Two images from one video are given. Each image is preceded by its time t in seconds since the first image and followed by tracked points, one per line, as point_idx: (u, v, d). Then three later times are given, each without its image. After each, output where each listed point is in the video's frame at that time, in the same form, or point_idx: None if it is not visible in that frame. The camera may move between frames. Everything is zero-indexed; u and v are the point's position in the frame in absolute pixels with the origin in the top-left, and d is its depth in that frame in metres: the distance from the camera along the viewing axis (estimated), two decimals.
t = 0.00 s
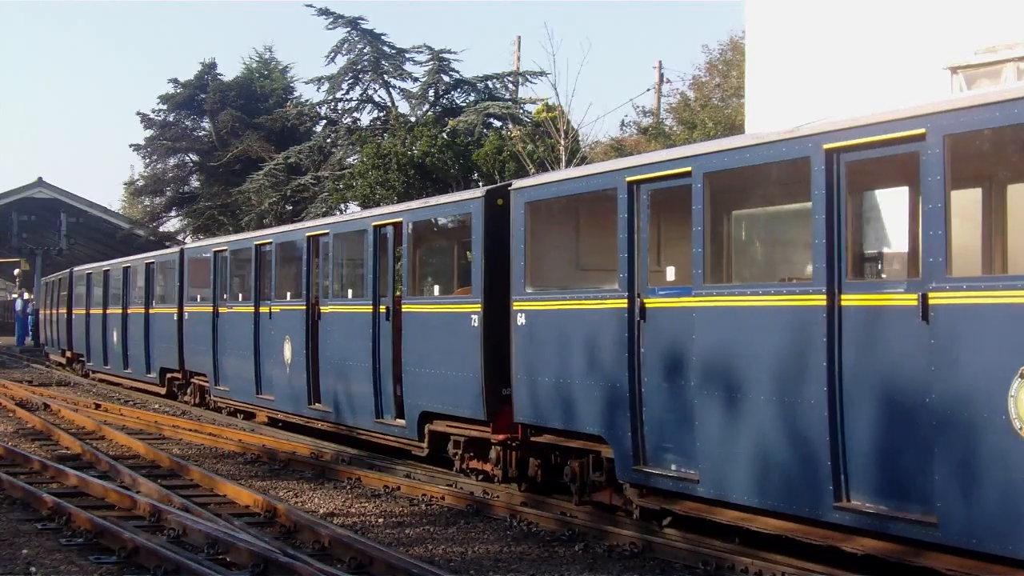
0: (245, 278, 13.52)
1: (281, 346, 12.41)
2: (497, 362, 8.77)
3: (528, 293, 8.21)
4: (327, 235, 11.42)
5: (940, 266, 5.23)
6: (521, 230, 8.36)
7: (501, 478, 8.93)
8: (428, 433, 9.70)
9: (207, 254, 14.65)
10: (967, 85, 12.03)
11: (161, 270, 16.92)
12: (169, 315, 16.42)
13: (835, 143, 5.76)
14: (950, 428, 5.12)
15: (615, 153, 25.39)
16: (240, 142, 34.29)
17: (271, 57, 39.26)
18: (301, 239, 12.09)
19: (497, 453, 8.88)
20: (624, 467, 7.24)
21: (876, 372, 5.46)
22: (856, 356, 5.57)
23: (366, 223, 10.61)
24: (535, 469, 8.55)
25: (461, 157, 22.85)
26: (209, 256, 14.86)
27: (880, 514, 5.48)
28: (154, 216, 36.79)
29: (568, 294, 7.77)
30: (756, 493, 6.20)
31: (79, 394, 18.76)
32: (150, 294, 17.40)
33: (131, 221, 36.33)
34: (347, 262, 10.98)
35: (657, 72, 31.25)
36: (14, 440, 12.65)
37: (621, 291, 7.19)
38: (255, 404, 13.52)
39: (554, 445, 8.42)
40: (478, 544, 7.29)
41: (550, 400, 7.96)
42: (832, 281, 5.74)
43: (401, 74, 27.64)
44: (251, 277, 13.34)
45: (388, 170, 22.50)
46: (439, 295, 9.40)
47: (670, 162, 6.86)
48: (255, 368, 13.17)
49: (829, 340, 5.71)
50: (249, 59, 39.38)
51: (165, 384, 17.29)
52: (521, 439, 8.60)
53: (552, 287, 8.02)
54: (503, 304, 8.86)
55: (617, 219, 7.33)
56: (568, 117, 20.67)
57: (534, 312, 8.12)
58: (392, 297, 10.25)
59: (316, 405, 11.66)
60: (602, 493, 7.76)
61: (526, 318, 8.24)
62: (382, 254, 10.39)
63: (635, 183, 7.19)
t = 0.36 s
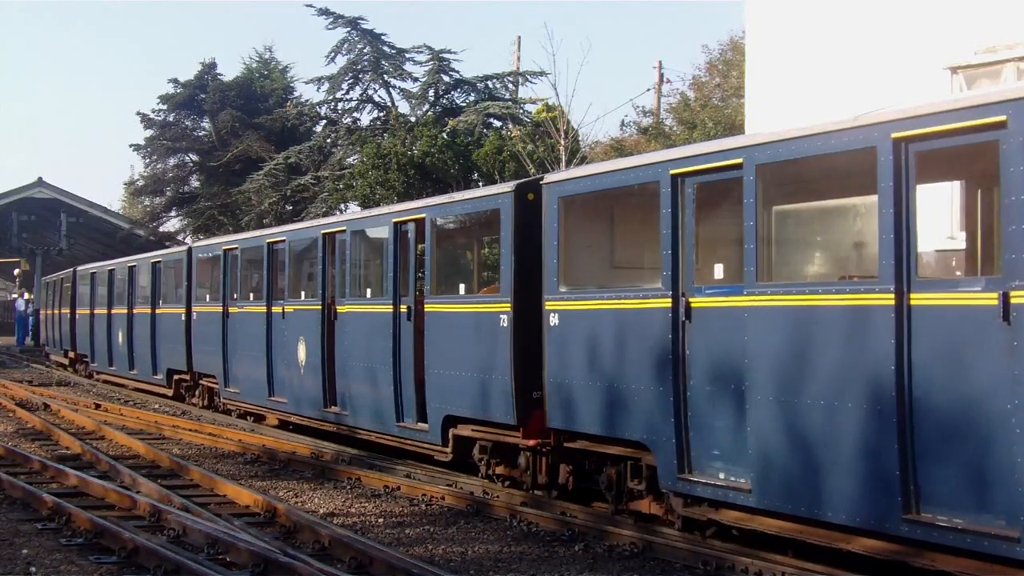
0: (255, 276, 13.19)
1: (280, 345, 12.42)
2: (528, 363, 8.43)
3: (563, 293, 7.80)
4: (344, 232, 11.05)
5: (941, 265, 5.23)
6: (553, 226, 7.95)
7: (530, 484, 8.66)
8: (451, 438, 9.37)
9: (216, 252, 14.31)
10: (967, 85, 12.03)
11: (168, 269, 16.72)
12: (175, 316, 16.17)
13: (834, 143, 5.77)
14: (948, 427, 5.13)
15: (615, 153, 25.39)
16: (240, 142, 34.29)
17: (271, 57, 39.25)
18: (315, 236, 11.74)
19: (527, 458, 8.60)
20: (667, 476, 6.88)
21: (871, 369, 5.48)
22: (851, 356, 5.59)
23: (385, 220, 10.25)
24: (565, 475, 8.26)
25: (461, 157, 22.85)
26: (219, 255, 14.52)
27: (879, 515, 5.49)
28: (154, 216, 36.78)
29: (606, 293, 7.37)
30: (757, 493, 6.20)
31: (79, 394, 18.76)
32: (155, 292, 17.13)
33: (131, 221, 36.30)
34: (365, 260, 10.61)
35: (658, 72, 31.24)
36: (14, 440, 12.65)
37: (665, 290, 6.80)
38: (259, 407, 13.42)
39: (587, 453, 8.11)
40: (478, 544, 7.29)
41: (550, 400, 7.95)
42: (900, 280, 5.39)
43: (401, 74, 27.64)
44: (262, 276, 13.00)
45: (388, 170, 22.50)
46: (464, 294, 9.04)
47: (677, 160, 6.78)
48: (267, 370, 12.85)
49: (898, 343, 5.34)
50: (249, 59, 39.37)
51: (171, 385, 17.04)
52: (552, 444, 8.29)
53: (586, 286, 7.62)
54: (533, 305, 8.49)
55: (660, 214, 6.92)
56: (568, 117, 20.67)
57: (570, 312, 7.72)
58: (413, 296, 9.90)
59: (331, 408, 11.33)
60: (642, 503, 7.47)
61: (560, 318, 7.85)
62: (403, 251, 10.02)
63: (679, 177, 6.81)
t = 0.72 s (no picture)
0: (266, 275, 12.83)
1: (280, 346, 12.43)
2: (558, 365, 8.06)
3: (597, 292, 7.44)
4: (361, 230, 10.71)
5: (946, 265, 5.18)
6: (586, 223, 7.62)
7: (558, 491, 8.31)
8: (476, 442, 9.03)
9: (226, 250, 13.93)
10: (967, 85, 12.04)
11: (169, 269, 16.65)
12: (182, 316, 15.87)
13: (833, 143, 5.78)
14: (946, 426, 5.13)
15: (615, 153, 25.40)
16: (240, 142, 34.30)
17: (271, 57, 39.23)
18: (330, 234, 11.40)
19: (555, 464, 8.23)
20: (710, 484, 6.50)
21: (870, 369, 5.49)
22: (849, 356, 5.60)
23: (405, 217, 9.92)
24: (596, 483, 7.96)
25: (461, 157, 22.86)
26: (228, 253, 14.16)
27: (879, 514, 5.49)
28: (154, 216, 36.77)
29: (643, 292, 7.02)
30: (757, 492, 6.20)
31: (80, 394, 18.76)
32: (161, 291, 16.89)
33: (131, 221, 36.27)
34: (383, 257, 10.27)
35: (658, 72, 31.26)
36: (14, 440, 12.65)
37: (708, 289, 6.47)
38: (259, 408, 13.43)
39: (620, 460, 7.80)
40: (478, 544, 7.29)
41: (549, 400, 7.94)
42: (970, 278, 5.07)
43: (401, 74, 27.64)
44: (274, 276, 12.63)
45: (388, 170, 22.50)
46: (490, 292, 8.64)
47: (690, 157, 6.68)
48: (279, 372, 12.51)
49: (969, 343, 5.03)
50: (249, 59, 39.36)
51: (179, 386, 16.76)
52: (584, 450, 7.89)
53: (620, 285, 7.27)
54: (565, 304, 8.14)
55: (704, 209, 6.57)
56: (568, 117, 20.68)
57: (604, 312, 7.37)
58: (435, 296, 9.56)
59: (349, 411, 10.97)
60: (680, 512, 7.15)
61: (593, 318, 7.50)
62: (424, 248, 9.70)
63: (724, 170, 6.49)
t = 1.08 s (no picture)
0: (280, 270, 12.51)
1: (280, 346, 12.46)
2: (593, 367, 7.70)
3: (638, 291, 7.07)
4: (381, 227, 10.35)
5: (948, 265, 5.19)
6: (626, 218, 7.23)
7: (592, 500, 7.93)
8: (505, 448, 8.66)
9: (236, 249, 13.62)
10: (967, 85, 12.04)
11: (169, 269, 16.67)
12: (183, 316, 15.87)
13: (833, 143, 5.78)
14: (946, 427, 5.14)
15: (615, 153, 25.39)
16: (240, 142, 34.30)
17: (271, 57, 39.21)
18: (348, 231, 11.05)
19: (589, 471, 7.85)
20: (764, 494, 6.15)
21: (870, 369, 5.49)
22: (850, 356, 5.59)
23: (427, 212, 9.54)
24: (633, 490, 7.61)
25: (461, 157, 22.85)
26: (239, 252, 13.86)
27: (879, 515, 5.48)
28: (154, 216, 36.75)
29: (690, 291, 6.66)
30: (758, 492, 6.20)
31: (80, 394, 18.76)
32: (168, 292, 16.58)
33: (131, 221, 36.22)
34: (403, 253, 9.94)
35: (658, 72, 31.25)
36: (14, 440, 12.64)
37: (763, 288, 6.11)
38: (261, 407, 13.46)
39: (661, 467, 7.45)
40: (478, 544, 7.29)
41: (549, 400, 7.95)
42: None
43: (401, 74, 27.64)
44: (288, 274, 12.30)
45: (388, 170, 22.49)
46: (518, 292, 8.32)
47: (708, 156, 6.58)
48: (293, 374, 12.19)
49: (968, 342, 5.03)
50: (249, 59, 39.34)
51: (186, 389, 16.38)
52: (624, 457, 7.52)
53: (663, 284, 6.91)
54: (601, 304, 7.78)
55: (758, 203, 6.21)
56: (568, 117, 20.68)
57: (644, 312, 7.01)
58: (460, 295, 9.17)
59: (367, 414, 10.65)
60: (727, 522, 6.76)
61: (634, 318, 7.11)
62: (447, 244, 9.33)
63: (778, 162, 6.13)
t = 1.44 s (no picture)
0: (295, 269, 12.24)
1: (281, 347, 12.47)
2: (634, 369, 7.35)
3: (684, 290, 6.71)
4: (403, 224, 10.01)
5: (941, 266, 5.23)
6: (670, 212, 6.86)
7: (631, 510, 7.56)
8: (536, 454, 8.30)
9: (247, 247, 13.38)
10: (967, 85, 12.04)
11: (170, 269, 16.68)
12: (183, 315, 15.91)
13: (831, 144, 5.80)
14: (948, 427, 5.13)
15: (615, 153, 25.38)
16: (240, 142, 34.31)
17: (271, 57, 39.19)
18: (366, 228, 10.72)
19: (627, 479, 7.50)
20: (824, 505, 5.80)
21: (872, 369, 5.48)
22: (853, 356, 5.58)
23: (452, 209, 9.20)
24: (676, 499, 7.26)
25: (461, 157, 22.84)
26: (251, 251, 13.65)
27: (879, 514, 5.48)
28: (154, 216, 36.75)
29: (743, 290, 6.30)
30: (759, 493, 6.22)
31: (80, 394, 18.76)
32: (175, 292, 16.35)
33: (132, 221, 36.20)
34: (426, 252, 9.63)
35: (658, 72, 31.25)
36: (14, 440, 12.65)
37: (824, 287, 5.75)
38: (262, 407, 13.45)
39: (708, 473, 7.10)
40: (478, 544, 7.29)
41: (549, 400, 7.97)
42: None
43: (401, 74, 27.64)
44: (303, 272, 12.02)
45: (388, 170, 22.50)
46: (552, 291, 7.99)
47: (721, 155, 6.49)
48: (307, 377, 11.87)
49: (968, 342, 5.03)
50: (249, 59, 39.32)
51: (195, 391, 16.08)
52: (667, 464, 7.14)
53: (712, 283, 6.56)
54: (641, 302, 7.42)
55: (819, 196, 5.86)
56: (567, 117, 20.68)
57: (691, 312, 6.65)
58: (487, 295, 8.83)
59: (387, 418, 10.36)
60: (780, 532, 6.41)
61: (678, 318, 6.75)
62: (473, 242, 9.02)
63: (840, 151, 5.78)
